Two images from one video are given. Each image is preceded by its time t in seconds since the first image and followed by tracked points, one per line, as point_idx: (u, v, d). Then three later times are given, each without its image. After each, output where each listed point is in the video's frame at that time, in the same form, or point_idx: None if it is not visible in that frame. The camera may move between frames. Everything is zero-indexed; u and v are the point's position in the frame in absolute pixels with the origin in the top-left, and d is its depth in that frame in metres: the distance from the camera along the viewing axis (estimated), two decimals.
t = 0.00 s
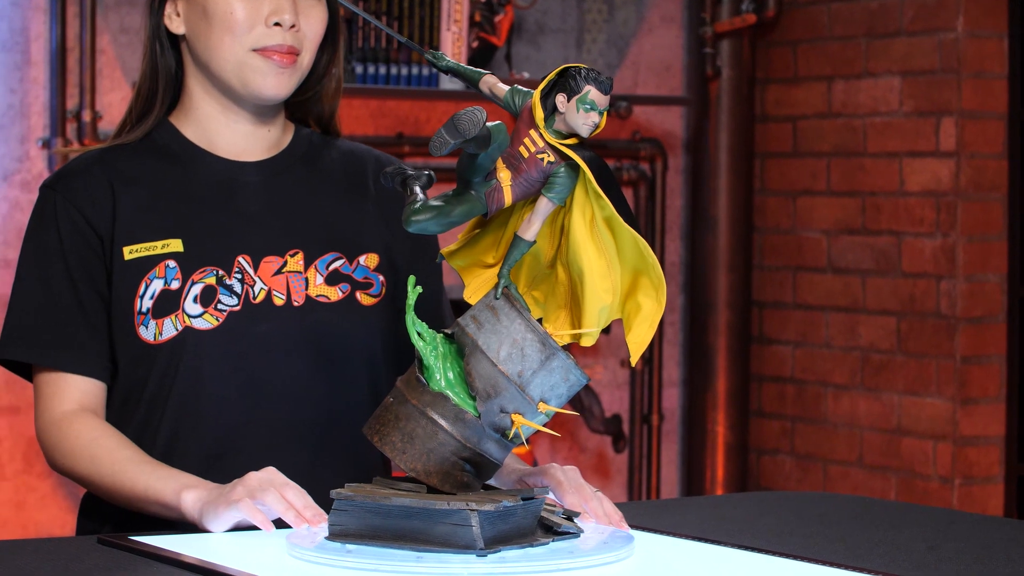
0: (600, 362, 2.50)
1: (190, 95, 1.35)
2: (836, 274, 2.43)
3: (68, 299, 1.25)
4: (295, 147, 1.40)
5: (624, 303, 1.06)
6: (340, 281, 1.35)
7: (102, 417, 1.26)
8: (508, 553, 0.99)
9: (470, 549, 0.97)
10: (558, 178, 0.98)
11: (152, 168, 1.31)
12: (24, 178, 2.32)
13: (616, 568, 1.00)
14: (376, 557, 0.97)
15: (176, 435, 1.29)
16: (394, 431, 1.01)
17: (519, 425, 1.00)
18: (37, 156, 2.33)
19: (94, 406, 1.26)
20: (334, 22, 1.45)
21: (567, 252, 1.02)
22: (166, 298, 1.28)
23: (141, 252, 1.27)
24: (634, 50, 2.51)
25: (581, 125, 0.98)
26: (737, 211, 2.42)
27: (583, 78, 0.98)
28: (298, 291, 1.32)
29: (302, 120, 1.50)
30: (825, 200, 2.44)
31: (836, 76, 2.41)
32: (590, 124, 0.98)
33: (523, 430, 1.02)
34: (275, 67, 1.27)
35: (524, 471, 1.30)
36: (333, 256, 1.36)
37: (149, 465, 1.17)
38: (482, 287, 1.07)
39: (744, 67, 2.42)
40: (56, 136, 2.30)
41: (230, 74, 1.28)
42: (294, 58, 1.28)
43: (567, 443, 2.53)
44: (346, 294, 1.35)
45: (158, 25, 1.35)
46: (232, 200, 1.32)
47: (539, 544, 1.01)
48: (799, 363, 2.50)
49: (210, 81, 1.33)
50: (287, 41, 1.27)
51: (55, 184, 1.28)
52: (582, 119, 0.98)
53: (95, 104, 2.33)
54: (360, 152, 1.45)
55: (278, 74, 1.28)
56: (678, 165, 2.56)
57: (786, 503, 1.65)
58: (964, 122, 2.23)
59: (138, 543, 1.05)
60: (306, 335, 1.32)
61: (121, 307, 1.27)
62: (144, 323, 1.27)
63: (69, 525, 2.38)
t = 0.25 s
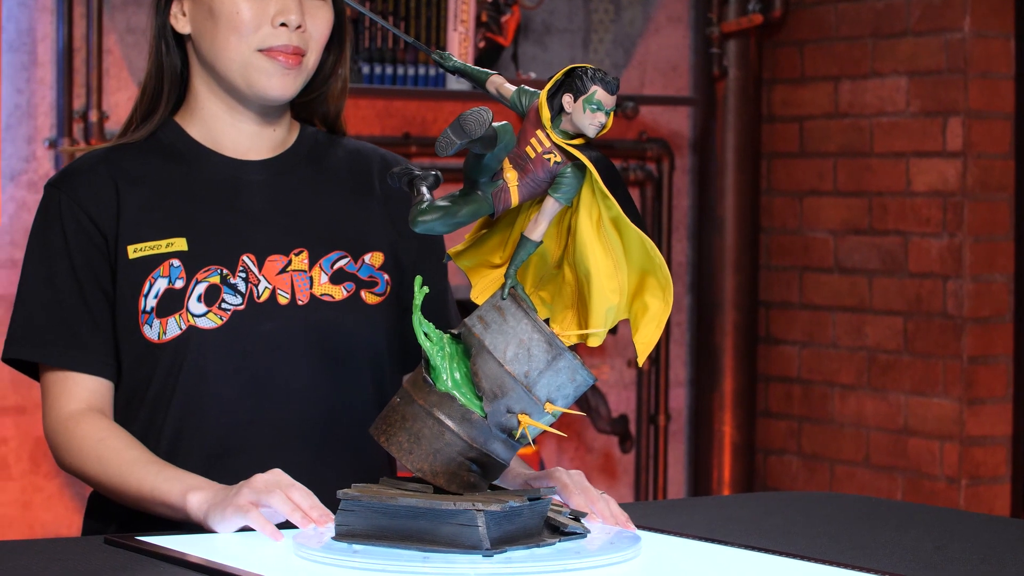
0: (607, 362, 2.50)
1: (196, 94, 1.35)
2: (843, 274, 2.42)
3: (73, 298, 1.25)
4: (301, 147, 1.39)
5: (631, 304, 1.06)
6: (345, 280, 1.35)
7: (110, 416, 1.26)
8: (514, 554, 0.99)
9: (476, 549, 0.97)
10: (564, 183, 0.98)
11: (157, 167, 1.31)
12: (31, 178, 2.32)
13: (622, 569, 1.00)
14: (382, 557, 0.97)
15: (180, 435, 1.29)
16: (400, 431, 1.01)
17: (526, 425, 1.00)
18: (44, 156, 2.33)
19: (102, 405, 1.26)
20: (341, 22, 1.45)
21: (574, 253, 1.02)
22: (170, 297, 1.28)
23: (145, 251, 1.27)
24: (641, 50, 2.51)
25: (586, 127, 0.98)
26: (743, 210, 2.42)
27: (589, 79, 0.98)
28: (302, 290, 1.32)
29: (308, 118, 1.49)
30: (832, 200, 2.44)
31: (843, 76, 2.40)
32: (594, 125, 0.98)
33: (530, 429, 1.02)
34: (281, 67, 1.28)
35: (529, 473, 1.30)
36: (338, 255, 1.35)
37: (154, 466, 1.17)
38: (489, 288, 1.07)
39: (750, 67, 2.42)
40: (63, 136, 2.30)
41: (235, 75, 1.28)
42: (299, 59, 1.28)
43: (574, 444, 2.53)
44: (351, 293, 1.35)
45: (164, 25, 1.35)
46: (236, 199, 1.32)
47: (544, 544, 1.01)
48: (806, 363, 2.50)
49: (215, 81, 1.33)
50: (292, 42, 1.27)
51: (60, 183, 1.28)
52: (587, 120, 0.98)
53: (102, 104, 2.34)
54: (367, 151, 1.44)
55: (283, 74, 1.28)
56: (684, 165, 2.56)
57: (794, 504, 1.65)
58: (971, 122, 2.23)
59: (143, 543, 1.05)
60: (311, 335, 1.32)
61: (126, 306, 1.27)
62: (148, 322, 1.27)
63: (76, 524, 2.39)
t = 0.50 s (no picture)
0: (613, 364, 2.52)
1: (199, 95, 1.35)
2: (849, 275, 2.42)
3: (77, 298, 1.25)
4: (305, 147, 1.39)
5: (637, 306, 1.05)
6: (349, 280, 1.35)
7: (115, 417, 1.26)
8: (520, 555, 0.99)
9: (483, 550, 0.97)
10: (571, 182, 0.98)
11: (161, 167, 1.31)
12: (37, 180, 2.32)
13: (629, 570, 1.00)
14: (389, 559, 0.97)
15: (185, 435, 1.29)
16: (406, 433, 1.01)
17: (532, 427, 1.00)
18: (50, 158, 2.32)
19: (106, 406, 1.26)
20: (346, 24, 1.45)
21: (580, 254, 1.02)
22: (174, 297, 1.28)
23: (149, 251, 1.27)
24: (647, 52, 2.52)
25: (596, 129, 0.98)
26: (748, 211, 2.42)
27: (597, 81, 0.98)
28: (306, 290, 1.32)
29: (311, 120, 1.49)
30: (838, 202, 2.44)
31: (850, 78, 2.41)
32: (603, 128, 0.98)
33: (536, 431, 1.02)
34: (285, 71, 1.27)
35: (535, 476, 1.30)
36: (342, 255, 1.35)
37: (159, 467, 1.17)
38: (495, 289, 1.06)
39: (756, 69, 2.43)
40: (69, 138, 2.30)
41: (240, 78, 1.28)
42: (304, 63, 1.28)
43: (580, 445, 2.54)
44: (355, 293, 1.35)
45: (169, 26, 1.35)
46: (241, 199, 1.32)
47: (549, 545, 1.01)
48: (812, 365, 2.50)
49: (220, 81, 1.33)
50: (298, 45, 1.27)
51: (64, 182, 1.27)
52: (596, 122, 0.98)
53: (108, 105, 2.34)
54: (371, 152, 1.44)
55: (288, 78, 1.27)
56: (690, 167, 2.55)
57: (799, 505, 1.64)
58: (977, 124, 2.23)
59: (149, 543, 1.05)
60: (315, 335, 1.32)
61: (130, 306, 1.27)
62: (153, 322, 1.27)
63: (82, 526, 2.39)
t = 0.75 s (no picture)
0: (618, 365, 2.52)
1: (204, 94, 1.35)
2: (854, 277, 2.42)
3: (80, 299, 1.25)
4: (307, 150, 1.39)
5: (643, 307, 1.05)
6: (351, 281, 1.35)
7: (118, 418, 1.26)
8: (525, 557, 0.99)
9: (488, 552, 0.97)
10: (576, 182, 0.98)
11: (164, 169, 1.31)
12: (42, 181, 2.31)
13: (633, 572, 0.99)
14: (394, 561, 0.96)
15: (188, 437, 1.28)
16: (411, 434, 1.01)
17: (537, 428, 1.00)
18: (56, 159, 2.32)
19: (109, 407, 1.26)
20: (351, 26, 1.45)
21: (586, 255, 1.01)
22: (177, 299, 1.28)
23: (152, 253, 1.27)
24: (652, 53, 2.53)
25: (598, 130, 0.98)
26: (752, 211, 2.42)
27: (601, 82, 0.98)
28: (309, 291, 1.32)
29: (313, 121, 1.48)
30: (844, 203, 2.44)
31: (855, 79, 2.40)
32: (605, 127, 0.97)
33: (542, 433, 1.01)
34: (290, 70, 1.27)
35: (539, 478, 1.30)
36: (344, 256, 1.35)
37: (163, 469, 1.17)
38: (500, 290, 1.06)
39: (761, 70, 2.43)
40: (75, 139, 2.29)
41: (244, 77, 1.28)
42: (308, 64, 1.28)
43: (585, 447, 2.54)
44: (357, 295, 1.35)
45: (175, 24, 1.35)
46: (244, 201, 1.32)
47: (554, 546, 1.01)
48: (817, 366, 2.50)
49: (225, 80, 1.32)
50: (304, 42, 1.28)
51: (66, 183, 1.27)
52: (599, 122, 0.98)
53: (113, 106, 2.34)
54: (374, 154, 1.44)
55: (293, 78, 1.27)
56: (694, 168, 2.56)
57: (804, 506, 1.64)
58: (982, 125, 2.23)
59: (152, 546, 1.05)
60: (319, 337, 1.32)
61: (132, 308, 1.27)
62: (155, 324, 1.27)
63: (87, 527, 2.39)
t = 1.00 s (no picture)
0: (622, 366, 2.53)
1: (206, 92, 1.35)
2: (857, 277, 2.42)
3: (83, 301, 1.25)
4: (309, 151, 1.39)
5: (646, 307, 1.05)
6: (354, 283, 1.35)
7: (121, 421, 1.25)
8: (529, 558, 0.99)
9: (492, 553, 0.97)
10: (579, 185, 0.98)
11: (167, 170, 1.31)
12: (46, 182, 2.32)
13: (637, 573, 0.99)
14: (397, 561, 0.96)
15: (191, 439, 1.28)
16: (415, 436, 1.01)
17: (541, 429, 1.00)
18: (59, 161, 2.32)
19: (112, 409, 1.26)
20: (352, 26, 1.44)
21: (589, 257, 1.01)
22: (179, 302, 1.27)
23: (154, 256, 1.27)
24: (656, 54, 2.53)
25: (603, 131, 0.98)
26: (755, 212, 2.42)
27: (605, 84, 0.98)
28: (312, 293, 1.32)
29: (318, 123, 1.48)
30: (847, 204, 2.44)
31: (859, 80, 2.40)
32: (609, 130, 0.98)
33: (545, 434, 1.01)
34: (288, 54, 1.26)
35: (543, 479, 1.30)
36: (347, 258, 1.35)
37: (166, 471, 1.17)
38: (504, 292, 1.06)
39: (765, 71, 2.43)
40: (78, 140, 2.29)
41: (243, 62, 1.27)
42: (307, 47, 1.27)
43: (589, 447, 2.54)
44: (360, 297, 1.34)
45: (178, 20, 1.35)
46: (247, 202, 1.32)
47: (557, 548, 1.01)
48: (821, 367, 2.50)
49: (227, 74, 1.32)
50: (301, 28, 1.26)
51: (68, 185, 1.28)
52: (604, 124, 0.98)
53: (117, 108, 2.34)
54: (376, 156, 1.44)
55: (291, 61, 1.26)
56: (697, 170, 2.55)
57: (807, 507, 1.64)
58: (986, 126, 2.23)
59: (156, 548, 1.04)
60: (322, 339, 1.32)
61: (135, 310, 1.27)
62: (157, 327, 1.27)
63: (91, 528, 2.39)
